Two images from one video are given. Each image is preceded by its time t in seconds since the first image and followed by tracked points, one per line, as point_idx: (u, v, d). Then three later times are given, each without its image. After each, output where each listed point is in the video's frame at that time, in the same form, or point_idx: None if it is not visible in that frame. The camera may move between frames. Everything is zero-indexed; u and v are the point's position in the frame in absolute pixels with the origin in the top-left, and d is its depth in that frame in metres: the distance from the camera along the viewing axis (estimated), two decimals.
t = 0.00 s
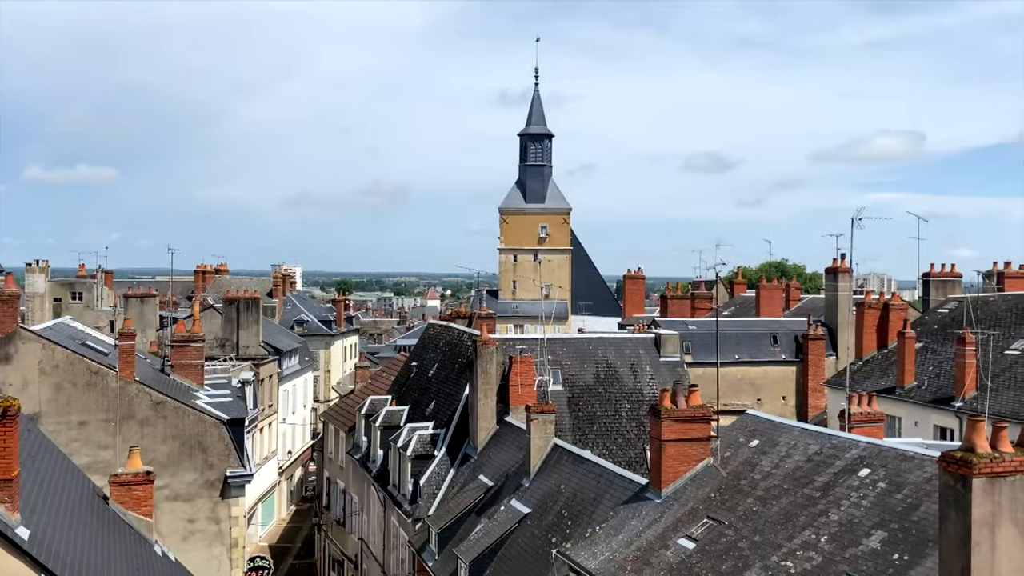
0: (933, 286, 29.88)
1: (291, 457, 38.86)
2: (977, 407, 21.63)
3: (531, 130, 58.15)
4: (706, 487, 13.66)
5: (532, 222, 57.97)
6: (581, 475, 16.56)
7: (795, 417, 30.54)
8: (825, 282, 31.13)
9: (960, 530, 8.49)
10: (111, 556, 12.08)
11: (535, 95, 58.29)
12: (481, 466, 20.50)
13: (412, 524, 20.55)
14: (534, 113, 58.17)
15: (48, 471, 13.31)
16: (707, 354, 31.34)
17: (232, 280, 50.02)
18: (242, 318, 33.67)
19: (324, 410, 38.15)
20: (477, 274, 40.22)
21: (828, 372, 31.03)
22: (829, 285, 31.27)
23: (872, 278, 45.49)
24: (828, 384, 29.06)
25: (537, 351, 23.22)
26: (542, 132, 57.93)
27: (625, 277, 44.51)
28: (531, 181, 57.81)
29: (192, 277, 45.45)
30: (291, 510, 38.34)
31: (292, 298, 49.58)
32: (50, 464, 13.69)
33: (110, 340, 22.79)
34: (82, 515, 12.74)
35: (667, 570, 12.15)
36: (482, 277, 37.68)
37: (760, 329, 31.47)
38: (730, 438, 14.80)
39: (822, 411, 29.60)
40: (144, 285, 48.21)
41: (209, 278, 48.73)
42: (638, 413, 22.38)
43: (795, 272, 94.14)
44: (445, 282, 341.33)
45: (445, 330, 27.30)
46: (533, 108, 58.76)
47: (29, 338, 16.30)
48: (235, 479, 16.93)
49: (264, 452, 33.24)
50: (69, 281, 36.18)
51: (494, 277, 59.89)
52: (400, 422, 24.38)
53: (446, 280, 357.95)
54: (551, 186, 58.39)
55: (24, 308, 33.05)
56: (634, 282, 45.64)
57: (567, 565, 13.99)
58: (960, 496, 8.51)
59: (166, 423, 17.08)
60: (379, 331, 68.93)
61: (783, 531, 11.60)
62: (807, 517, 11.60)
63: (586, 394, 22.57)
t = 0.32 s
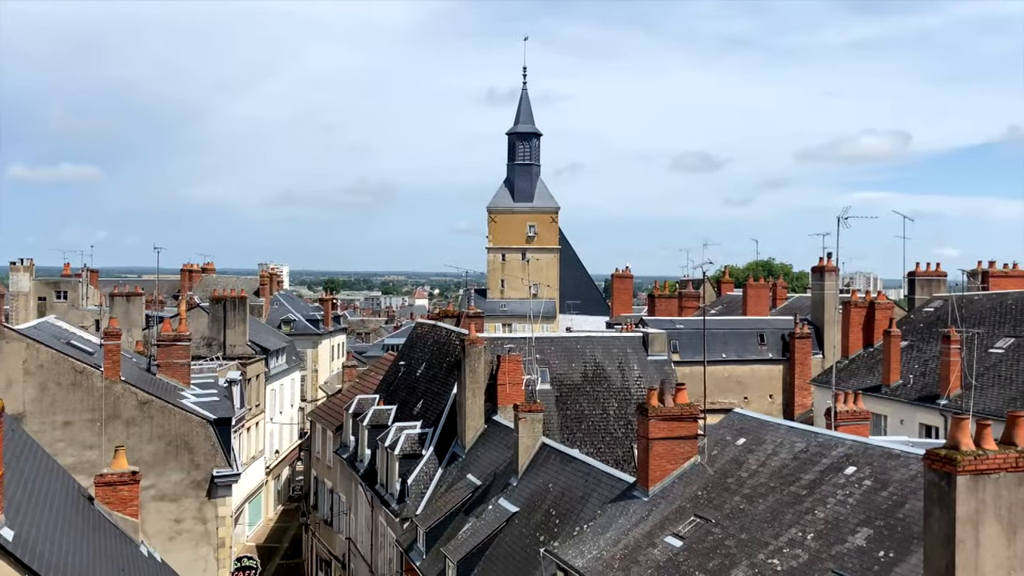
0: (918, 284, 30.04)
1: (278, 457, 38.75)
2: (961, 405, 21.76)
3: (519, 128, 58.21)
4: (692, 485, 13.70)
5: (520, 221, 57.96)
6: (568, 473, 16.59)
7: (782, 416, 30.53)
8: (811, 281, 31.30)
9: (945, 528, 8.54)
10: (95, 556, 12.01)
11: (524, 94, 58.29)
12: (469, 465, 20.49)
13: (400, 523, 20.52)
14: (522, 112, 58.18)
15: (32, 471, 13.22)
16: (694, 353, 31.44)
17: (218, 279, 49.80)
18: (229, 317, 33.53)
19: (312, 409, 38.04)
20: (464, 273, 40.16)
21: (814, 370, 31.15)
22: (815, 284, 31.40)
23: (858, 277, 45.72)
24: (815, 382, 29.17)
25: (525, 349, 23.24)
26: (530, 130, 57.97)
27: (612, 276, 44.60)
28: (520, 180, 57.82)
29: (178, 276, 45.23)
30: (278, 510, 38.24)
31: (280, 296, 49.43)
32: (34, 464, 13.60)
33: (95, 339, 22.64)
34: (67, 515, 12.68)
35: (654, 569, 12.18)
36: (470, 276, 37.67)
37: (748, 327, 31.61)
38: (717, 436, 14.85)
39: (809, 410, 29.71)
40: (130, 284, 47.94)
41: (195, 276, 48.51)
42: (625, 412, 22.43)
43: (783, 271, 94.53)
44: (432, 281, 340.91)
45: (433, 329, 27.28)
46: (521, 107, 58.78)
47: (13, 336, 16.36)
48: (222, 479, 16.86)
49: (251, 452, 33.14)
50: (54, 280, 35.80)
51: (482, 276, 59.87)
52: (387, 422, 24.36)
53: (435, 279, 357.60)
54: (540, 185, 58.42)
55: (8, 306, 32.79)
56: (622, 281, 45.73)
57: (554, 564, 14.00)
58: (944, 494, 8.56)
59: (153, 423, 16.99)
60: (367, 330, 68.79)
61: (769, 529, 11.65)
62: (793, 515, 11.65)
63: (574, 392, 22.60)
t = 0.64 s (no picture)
0: (905, 284, 30.16)
1: (266, 457, 38.63)
2: (947, 403, 21.87)
3: (508, 127, 58.20)
4: (681, 484, 13.73)
5: (509, 220, 57.96)
6: (557, 472, 16.61)
7: (771, 414, 30.67)
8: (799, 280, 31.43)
9: (930, 526, 8.58)
10: (81, 557, 11.93)
11: (513, 93, 58.28)
12: (458, 464, 20.49)
13: (389, 522, 20.48)
14: (511, 111, 58.18)
15: (17, 470, 13.14)
16: (683, 352, 31.53)
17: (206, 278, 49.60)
18: (217, 317, 33.41)
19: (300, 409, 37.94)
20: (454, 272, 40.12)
21: (802, 369, 31.27)
22: (803, 283, 31.52)
23: (845, 277, 45.91)
24: (803, 380, 29.28)
25: (514, 348, 23.26)
26: (519, 129, 57.97)
27: (601, 275, 44.67)
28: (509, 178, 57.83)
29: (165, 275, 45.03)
30: (267, 510, 38.15)
31: (268, 296, 49.29)
32: (19, 464, 13.53)
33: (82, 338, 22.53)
34: (53, 516, 12.62)
35: (643, 567, 12.20)
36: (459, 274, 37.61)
37: (735, 326, 31.73)
38: (705, 434, 14.90)
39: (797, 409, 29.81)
40: (117, 284, 47.70)
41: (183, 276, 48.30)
42: (614, 410, 22.47)
43: (771, 270, 94.87)
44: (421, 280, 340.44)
45: (421, 328, 27.26)
46: (511, 106, 58.76)
47: None
48: (210, 479, 16.80)
49: (239, 451, 33.04)
50: (40, 279, 35.62)
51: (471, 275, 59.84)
52: (376, 421, 24.32)
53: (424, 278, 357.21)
54: (529, 184, 58.43)
55: None
56: (611, 280, 45.79)
57: (543, 562, 14.00)
58: (930, 491, 8.60)
59: (140, 423, 16.91)
60: (355, 329, 68.67)
61: (757, 527, 11.69)
62: (781, 513, 11.70)
63: (563, 391, 22.63)
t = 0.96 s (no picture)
0: (890, 283, 30.32)
1: (253, 457, 38.50)
2: (932, 402, 22.02)
3: (496, 126, 58.20)
4: (668, 482, 13.77)
5: (497, 219, 57.96)
6: (545, 470, 16.63)
7: (757, 412, 30.68)
8: (785, 279, 31.57)
9: (915, 523, 8.64)
10: (65, 557, 11.86)
11: (500, 92, 58.24)
12: (446, 463, 20.48)
13: (376, 522, 20.44)
14: (499, 110, 58.15)
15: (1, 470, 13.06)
16: (670, 350, 31.62)
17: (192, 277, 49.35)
18: (203, 316, 33.25)
19: (287, 408, 37.82)
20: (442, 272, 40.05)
21: (788, 367, 31.40)
22: (789, 282, 31.66)
23: (831, 276, 46.13)
24: (789, 379, 29.40)
25: (502, 347, 23.25)
26: (507, 128, 57.98)
27: (589, 274, 44.74)
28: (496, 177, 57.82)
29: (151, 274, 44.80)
30: (254, 510, 38.01)
31: (254, 294, 49.10)
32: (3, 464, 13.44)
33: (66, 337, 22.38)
34: (37, 516, 12.54)
35: (630, 566, 12.23)
36: (446, 273, 37.58)
37: (722, 325, 31.86)
38: (691, 433, 14.95)
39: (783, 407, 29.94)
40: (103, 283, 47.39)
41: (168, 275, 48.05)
42: (602, 409, 22.51)
43: (758, 269, 95.25)
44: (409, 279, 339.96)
45: (409, 327, 27.23)
46: (498, 105, 58.74)
47: None
48: (196, 479, 16.74)
49: (225, 451, 32.93)
50: (24, 278, 35.37)
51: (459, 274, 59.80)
52: (364, 420, 24.28)
53: (412, 278, 356.74)
54: (517, 184, 58.43)
55: None
56: (599, 279, 45.84)
57: (530, 561, 14.00)
58: (914, 489, 8.66)
59: (125, 423, 16.83)
60: (342, 329, 68.50)
61: (743, 525, 11.74)
62: (767, 511, 11.74)
63: (551, 390, 22.65)
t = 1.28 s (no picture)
0: (875, 282, 30.46)
1: (239, 456, 38.35)
2: (916, 400, 22.15)
3: (483, 125, 58.19)
4: (655, 480, 13.80)
5: (485, 218, 57.94)
6: (532, 469, 16.64)
7: (744, 411, 30.78)
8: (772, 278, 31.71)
9: (899, 520, 8.69)
10: (48, 558, 11.78)
11: (488, 91, 58.23)
12: (433, 463, 20.45)
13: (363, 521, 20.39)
14: (486, 109, 58.14)
15: None
16: (657, 349, 31.68)
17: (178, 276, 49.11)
18: (189, 315, 33.12)
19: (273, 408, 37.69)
20: (429, 271, 39.98)
21: (774, 366, 31.51)
22: (775, 281, 31.78)
23: (817, 275, 46.36)
24: (775, 378, 29.52)
25: (489, 346, 23.22)
26: (494, 127, 57.97)
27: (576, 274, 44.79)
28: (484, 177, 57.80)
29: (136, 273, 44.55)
30: (240, 510, 37.85)
31: (240, 294, 48.90)
32: None
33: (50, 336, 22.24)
34: (21, 517, 12.46)
35: (617, 564, 12.24)
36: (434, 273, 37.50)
37: (709, 324, 31.98)
38: (678, 432, 14.97)
39: (770, 406, 30.05)
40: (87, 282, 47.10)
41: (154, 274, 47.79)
42: (589, 408, 22.54)
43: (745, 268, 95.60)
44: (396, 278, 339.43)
45: (396, 327, 27.18)
46: (486, 104, 58.70)
47: None
48: (182, 479, 16.65)
49: (211, 451, 32.78)
50: (8, 277, 35.13)
51: (447, 274, 59.74)
52: (351, 420, 24.23)
53: (400, 277, 356.18)
54: (504, 183, 58.42)
55: None
56: (586, 278, 45.88)
57: (518, 560, 14.00)
58: (899, 487, 8.71)
59: (110, 423, 16.73)
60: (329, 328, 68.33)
61: (730, 523, 11.77)
62: (753, 509, 11.79)
63: (539, 389, 22.66)
